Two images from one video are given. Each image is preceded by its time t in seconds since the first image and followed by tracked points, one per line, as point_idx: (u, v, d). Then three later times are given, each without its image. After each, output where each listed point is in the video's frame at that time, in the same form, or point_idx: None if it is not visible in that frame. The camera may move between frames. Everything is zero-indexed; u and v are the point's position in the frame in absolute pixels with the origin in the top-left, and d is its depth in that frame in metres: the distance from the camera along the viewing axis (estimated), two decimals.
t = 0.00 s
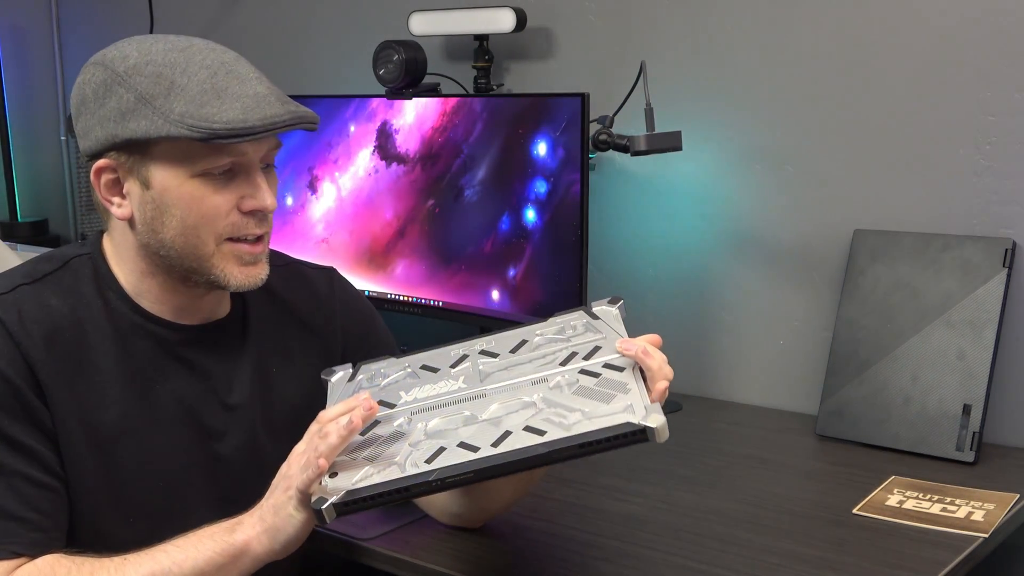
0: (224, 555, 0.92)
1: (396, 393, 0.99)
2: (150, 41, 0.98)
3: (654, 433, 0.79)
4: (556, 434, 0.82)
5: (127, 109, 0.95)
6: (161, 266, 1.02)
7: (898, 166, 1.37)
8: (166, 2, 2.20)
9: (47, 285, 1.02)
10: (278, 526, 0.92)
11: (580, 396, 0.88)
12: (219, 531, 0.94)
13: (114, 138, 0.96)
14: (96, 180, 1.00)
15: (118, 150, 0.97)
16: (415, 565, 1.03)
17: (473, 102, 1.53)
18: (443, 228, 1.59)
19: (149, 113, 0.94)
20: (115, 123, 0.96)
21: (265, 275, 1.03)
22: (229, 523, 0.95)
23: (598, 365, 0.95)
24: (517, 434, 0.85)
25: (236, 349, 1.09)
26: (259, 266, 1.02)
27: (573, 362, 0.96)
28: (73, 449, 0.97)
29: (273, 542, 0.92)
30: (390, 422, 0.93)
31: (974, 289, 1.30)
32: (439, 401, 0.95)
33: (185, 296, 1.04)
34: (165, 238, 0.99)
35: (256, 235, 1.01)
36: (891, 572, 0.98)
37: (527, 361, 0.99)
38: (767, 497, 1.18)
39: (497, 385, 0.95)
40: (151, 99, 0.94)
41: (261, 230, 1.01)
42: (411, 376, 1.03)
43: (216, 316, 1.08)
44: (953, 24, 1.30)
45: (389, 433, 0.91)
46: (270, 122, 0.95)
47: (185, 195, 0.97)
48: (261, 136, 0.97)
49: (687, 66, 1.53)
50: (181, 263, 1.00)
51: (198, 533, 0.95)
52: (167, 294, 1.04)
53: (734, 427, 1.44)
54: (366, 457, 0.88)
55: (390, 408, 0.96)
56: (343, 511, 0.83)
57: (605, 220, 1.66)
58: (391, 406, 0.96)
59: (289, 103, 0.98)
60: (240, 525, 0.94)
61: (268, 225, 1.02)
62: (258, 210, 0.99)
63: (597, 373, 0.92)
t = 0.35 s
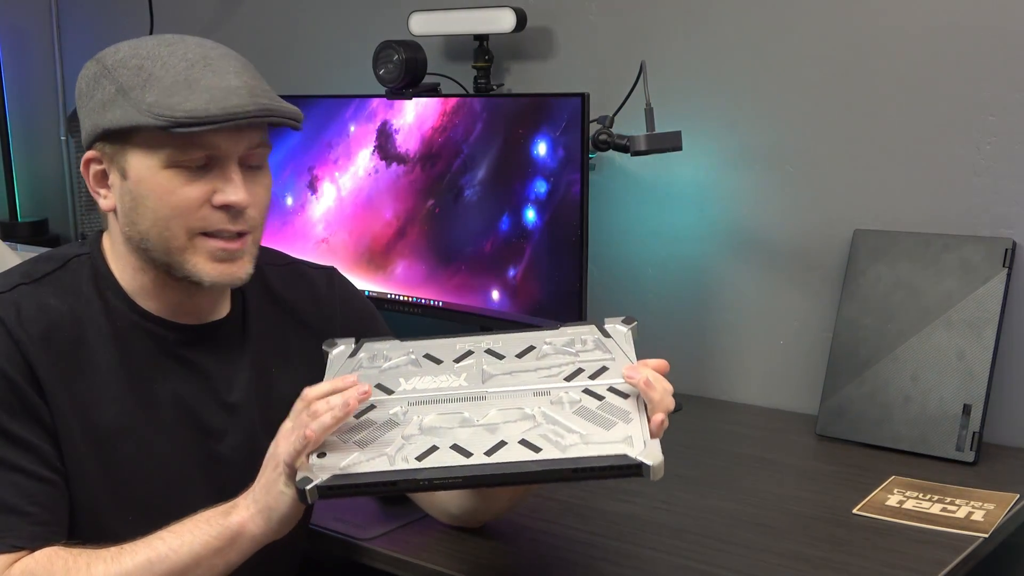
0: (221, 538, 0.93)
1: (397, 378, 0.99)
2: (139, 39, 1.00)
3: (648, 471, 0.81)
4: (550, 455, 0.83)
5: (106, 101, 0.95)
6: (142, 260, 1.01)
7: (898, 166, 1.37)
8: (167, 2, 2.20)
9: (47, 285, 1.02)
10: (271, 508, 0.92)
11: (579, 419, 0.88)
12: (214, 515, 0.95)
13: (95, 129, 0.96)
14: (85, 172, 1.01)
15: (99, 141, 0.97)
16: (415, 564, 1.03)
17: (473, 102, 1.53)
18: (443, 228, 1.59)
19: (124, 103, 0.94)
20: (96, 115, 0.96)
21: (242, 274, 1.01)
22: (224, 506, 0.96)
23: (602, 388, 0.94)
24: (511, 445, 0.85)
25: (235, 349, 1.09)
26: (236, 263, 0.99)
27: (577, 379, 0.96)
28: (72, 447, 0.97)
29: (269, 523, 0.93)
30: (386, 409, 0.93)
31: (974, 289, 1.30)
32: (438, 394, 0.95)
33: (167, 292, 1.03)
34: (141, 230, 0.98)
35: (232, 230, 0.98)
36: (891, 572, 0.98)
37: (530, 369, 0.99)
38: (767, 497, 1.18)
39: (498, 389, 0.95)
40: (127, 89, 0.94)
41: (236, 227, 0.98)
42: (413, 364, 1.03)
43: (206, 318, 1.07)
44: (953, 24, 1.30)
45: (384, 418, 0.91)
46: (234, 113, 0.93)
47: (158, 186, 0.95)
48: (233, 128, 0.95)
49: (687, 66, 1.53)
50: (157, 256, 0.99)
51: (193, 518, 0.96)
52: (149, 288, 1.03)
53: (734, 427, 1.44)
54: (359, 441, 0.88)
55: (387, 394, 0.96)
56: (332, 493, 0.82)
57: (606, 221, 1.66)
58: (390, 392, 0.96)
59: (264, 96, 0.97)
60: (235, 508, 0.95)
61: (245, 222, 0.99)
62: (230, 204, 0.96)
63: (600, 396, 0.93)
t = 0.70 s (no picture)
0: (216, 501, 0.90)
1: (391, 337, 0.94)
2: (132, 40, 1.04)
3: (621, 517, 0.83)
4: (526, 484, 0.84)
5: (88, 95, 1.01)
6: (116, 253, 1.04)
7: (898, 166, 1.37)
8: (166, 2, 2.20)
9: (49, 282, 1.01)
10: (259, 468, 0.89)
11: (566, 438, 0.89)
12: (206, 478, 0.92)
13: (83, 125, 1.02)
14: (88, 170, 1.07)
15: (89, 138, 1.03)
16: (413, 564, 1.03)
17: (473, 102, 1.53)
18: (443, 228, 1.59)
19: (94, 95, 0.99)
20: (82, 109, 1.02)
21: (188, 272, 0.99)
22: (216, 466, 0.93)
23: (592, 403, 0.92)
24: (493, 457, 0.86)
25: (235, 349, 1.09)
26: (180, 260, 0.98)
27: (571, 385, 0.92)
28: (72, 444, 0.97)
29: (264, 480, 0.90)
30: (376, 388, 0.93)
31: (974, 289, 1.30)
32: (429, 373, 0.92)
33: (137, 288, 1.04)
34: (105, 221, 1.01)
35: (176, 226, 0.98)
36: (892, 571, 0.98)
37: (524, 360, 0.94)
38: (767, 497, 1.18)
39: (491, 380, 0.92)
40: (100, 82, 0.99)
41: (181, 221, 0.98)
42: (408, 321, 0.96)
43: (192, 319, 1.07)
44: (953, 24, 1.30)
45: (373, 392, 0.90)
46: (160, 101, 0.94)
47: (114, 175, 0.98)
48: (178, 119, 0.97)
49: (687, 65, 1.53)
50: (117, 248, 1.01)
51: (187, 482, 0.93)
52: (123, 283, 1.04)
53: (734, 428, 1.44)
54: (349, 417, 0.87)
55: (379, 358, 0.92)
56: (331, 473, 0.82)
57: (606, 221, 1.66)
58: (383, 356, 0.92)
59: (215, 89, 0.97)
60: (227, 468, 0.91)
61: (191, 217, 0.98)
62: (171, 198, 0.96)
63: (590, 413, 0.91)
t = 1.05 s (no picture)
0: (206, 491, 0.88)
1: (379, 325, 0.88)
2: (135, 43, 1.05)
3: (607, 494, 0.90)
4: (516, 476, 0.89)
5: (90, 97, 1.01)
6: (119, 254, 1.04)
7: (898, 166, 1.37)
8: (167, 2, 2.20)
9: (50, 282, 1.01)
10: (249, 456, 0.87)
11: (557, 424, 0.90)
12: (192, 466, 0.89)
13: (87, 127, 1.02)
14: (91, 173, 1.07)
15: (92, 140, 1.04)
16: (414, 563, 1.03)
17: (473, 102, 1.53)
18: (443, 228, 1.59)
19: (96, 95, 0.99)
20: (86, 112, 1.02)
21: (189, 272, 0.99)
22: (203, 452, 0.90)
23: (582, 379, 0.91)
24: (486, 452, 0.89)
25: (235, 348, 1.09)
26: (183, 260, 0.98)
27: (562, 364, 0.90)
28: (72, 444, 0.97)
29: (254, 469, 0.89)
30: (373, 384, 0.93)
31: (974, 289, 1.30)
32: (420, 364, 0.88)
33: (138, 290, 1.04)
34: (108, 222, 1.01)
35: (178, 226, 0.97)
36: (892, 571, 0.98)
37: (514, 344, 0.90)
38: (767, 497, 1.18)
39: (483, 367, 0.89)
40: (101, 82, 0.99)
41: (182, 221, 0.97)
42: (394, 303, 0.88)
43: (193, 319, 1.07)
44: (953, 24, 1.30)
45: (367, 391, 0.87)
46: (158, 99, 0.94)
47: (116, 176, 0.98)
48: (177, 118, 0.97)
49: (687, 65, 1.53)
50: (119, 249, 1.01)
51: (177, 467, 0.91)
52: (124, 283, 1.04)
53: (733, 428, 1.44)
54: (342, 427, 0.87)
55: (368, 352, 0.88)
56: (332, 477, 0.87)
57: (605, 222, 1.66)
58: (372, 348, 0.88)
59: (214, 88, 0.97)
60: (214, 456, 0.89)
61: (192, 217, 0.98)
62: (171, 197, 0.96)
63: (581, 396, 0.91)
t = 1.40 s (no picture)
0: (206, 483, 0.88)
1: (387, 334, 0.88)
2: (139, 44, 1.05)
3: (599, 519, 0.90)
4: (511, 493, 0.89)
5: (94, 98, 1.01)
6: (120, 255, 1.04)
7: (898, 165, 1.37)
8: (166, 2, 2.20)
9: (52, 282, 1.01)
10: (248, 442, 0.88)
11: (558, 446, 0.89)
12: (192, 458, 0.89)
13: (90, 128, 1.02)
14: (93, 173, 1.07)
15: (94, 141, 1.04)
16: (415, 564, 1.03)
17: (473, 102, 1.53)
18: (443, 229, 1.59)
19: (100, 96, 0.99)
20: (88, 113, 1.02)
21: (192, 273, 0.99)
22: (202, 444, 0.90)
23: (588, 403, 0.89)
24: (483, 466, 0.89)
25: (235, 348, 1.09)
26: (186, 261, 0.98)
27: (568, 386, 0.89)
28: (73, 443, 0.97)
29: (253, 460, 0.89)
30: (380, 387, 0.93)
31: (974, 289, 1.30)
32: (424, 375, 0.88)
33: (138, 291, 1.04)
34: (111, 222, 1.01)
35: (181, 227, 0.97)
36: (892, 571, 0.98)
37: (519, 360, 0.89)
38: (767, 497, 1.18)
39: (487, 382, 0.88)
40: (105, 83, 0.99)
41: (186, 221, 0.97)
42: (403, 313, 0.87)
43: (194, 320, 1.07)
44: (953, 24, 1.30)
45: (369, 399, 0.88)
46: (163, 100, 0.94)
47: (120, 176, 0.98)
48: (181, 119, 0.97)
49: (687, 65, 1.53)
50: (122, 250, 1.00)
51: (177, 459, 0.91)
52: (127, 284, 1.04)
53: (733, 428, 1.44)
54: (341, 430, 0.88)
55: (374, 361, 0.88)
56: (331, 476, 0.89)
57: (605, 222, 1.66)
58: (379, 356, 0.88)
59: (218, 88, 0.97)
60: (213, 447, 0.89)
61: (195, 218, 0.98)
62: (176, 197, 0.96)
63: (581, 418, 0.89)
